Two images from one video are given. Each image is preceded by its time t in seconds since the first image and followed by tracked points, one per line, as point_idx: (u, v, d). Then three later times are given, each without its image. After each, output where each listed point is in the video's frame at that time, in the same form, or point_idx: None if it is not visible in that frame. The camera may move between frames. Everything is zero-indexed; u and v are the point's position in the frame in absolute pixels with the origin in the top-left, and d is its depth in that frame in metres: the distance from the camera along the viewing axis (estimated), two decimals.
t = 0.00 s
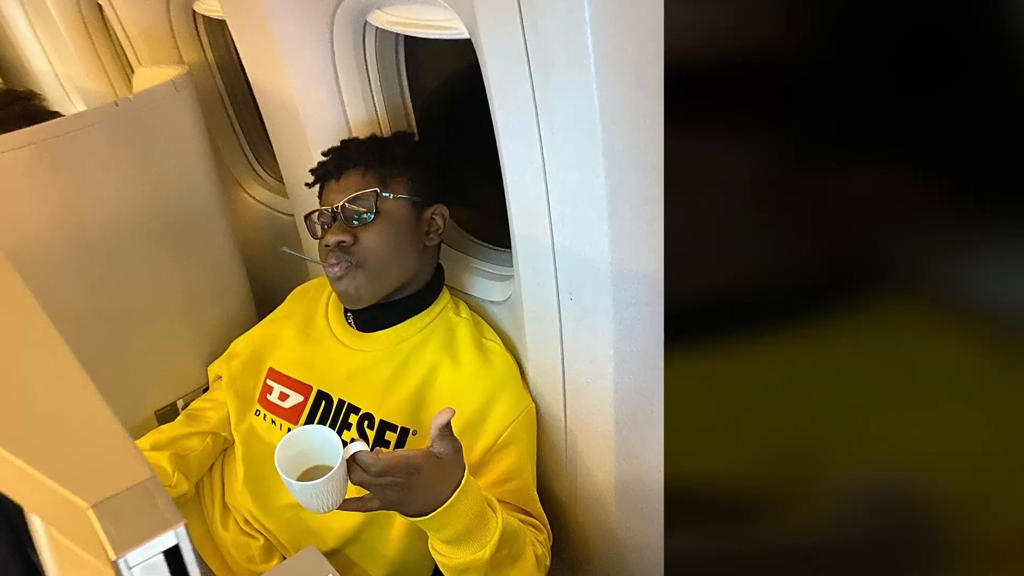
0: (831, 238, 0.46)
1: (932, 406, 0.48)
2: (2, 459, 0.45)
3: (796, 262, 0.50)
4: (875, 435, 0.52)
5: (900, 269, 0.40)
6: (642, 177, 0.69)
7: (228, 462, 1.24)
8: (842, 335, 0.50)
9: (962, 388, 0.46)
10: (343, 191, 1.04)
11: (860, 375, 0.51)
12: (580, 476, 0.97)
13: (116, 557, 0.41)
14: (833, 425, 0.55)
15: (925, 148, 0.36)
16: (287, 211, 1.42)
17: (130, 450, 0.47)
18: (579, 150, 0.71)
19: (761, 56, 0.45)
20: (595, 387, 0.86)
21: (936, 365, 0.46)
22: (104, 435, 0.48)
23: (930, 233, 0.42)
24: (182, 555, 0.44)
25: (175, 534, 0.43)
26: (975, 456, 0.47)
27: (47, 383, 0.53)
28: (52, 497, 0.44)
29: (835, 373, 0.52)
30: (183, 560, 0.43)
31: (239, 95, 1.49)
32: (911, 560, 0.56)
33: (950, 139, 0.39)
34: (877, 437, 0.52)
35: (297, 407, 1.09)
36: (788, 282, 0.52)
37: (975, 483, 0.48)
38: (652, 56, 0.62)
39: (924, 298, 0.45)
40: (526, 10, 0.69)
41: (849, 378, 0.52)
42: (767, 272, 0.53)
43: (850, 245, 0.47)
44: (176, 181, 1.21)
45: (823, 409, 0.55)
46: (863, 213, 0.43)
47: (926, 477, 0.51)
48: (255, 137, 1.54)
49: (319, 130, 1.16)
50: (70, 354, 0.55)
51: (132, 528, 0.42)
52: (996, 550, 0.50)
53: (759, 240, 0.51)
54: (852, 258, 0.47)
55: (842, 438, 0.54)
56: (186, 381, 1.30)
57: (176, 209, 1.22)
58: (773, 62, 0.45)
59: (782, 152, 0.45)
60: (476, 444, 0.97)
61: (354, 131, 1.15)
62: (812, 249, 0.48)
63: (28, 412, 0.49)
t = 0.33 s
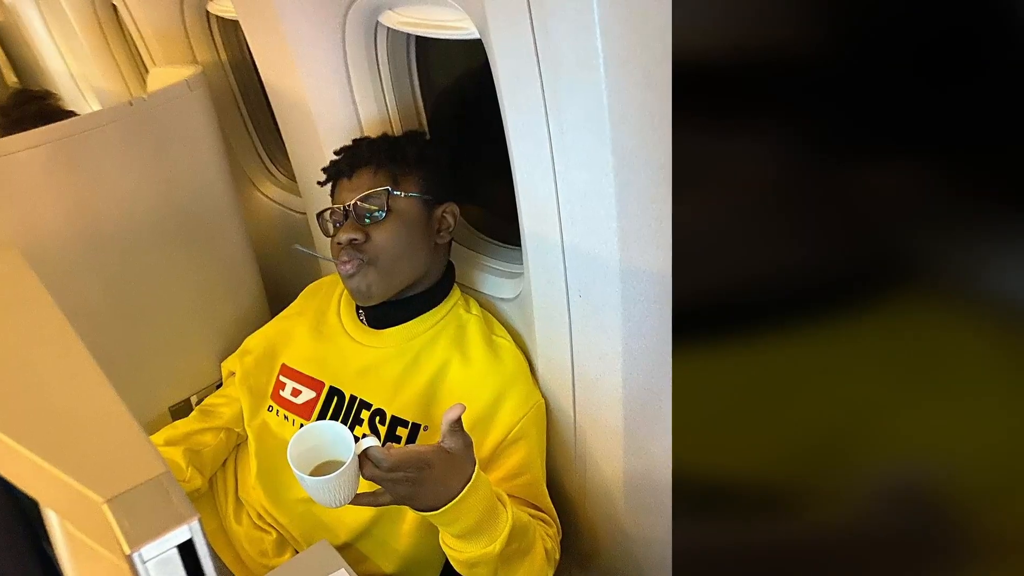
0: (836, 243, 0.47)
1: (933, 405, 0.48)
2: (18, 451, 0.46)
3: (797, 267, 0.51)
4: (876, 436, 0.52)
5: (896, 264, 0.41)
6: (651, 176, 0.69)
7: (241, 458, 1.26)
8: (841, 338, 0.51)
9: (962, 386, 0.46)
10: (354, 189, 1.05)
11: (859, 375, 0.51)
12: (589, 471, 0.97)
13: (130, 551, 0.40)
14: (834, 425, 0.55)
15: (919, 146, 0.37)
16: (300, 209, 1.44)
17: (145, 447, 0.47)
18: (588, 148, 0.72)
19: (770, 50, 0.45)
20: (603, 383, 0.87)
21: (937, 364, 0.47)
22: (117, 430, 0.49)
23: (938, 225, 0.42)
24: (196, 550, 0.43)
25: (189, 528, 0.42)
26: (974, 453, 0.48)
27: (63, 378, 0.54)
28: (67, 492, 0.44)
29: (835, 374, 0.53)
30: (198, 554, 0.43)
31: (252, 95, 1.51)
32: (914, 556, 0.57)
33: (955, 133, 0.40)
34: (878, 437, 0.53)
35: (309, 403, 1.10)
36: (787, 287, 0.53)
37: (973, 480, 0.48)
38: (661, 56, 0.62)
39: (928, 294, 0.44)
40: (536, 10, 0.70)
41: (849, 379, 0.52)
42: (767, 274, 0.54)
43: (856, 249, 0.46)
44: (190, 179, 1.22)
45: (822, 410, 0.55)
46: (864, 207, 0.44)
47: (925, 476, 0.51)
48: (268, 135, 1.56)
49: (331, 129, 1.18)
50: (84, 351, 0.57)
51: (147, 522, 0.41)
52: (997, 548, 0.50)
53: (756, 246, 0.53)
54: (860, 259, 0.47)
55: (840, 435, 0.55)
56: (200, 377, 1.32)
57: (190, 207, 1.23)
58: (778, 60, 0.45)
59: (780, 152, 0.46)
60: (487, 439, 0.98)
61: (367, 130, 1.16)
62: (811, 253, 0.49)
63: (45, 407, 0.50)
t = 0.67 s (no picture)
0: (857, 238, 0.41)
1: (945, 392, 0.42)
2: (34, 449, 0.47)
3: (806, 262, 0.45)
4: (883, 429, 0.46)
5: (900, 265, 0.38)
6: (659, 174, 0.70)
7: (254, 453, 1.27)
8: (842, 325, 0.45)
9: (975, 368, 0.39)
10: (366, 188, 1.06)
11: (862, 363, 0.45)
12: (598, 465, 0.98)
13: (144, 545, 0.41)
14: (839, 418, 0.49)
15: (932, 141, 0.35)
16: (312, 207, 1.45)
17: (161, 442, 0.48)
18: (596, 147, 0.73)
19: (774, 51, 0.41)
20: (612, 378, 0.87)
21: (945, 345, 0.40)
22: (132, 426, 0.50)
23: (958, 218, 0.36)
24: (210, 544, 0.43)
25: (203, 523, 0.43)
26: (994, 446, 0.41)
27: (78, 375, 0.55)
28: (84, 487, 0.45)
29: (838, 363, 0.47)
30: (212, 549, 0.43)
31: (265, 94, 1.52)
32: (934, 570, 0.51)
33: (971, 118, 0.34)
34: (886, 430, 0.46)
35: (321, 399, 1.12)
36: (789, 284, 0.48)
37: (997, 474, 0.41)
38: (669, 56, 0.62)
39: (936, 286, 0.39)
40: (545, 10, 0.71)
41: (853, 368, 0.46)
42: (776, 272, 0.48)
43: (871, 245, 0.41)
44: (204, 177, 1.24)
45: (826, 403, 0.49)
46: (881, 200, 0.39)
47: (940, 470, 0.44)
48: (281, 134, 1.57)
49: (344, 129, 1.19)
50: (98, 349, 0.58)
51: (161, 517, 0.42)
52: None
53: (769, 243, 0.47)
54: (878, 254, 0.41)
55: (852, 429, 0.48)
56: (213, 373, 1.33)
57: (203, 205, 1.25)
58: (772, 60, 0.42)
59: (778, 149, 0.43)
60: (496, 435, 0.99)
61: (378, 130, 1.17)
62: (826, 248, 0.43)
63: (61, 403, 0.51)
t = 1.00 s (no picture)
0: (861, 240, 0.41)
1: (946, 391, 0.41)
2: (50, 443, 0.49)
3: (800, 269, 0.46)
4: (889, 432, 0.45)
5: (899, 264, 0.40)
6: (667, 172, 0.71)
7: (266, 448, 1.29)
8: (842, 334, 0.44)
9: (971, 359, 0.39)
10: (377, 186, 1.07)
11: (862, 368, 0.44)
12: (607, 460, 0.99)
13: (158, 539, 0.42)
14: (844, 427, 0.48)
15: (941, 137, 0.36)
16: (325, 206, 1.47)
17: (173, 436, 0.49)
18: (604, 145, 0.73)
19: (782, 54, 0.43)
20: (620, 374, 0.88)
21: (940, 342, 0.40)
22: (146, 422, 0.50)
23: (963, 211, 0.36)
24: (223, 538, 0.45)
25: (216, 518, 0.44)
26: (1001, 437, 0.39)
27: (96, 370, 0.56)
28: (97, 483, 0.46)
29: (835, 369, 0.46)
30: (224, 542, 0.45)
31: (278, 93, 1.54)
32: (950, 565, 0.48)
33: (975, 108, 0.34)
34: (891, 432, 0.45)
35: (333, 395, 1.13)
36: (793, 285, 0.47)
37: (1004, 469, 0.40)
38: (678, 56, 0.64)
39: (938, 286, 0.38)
40: (554, 10, 0.71)
41: (853, 375, 0.45)
42: (782, 271, 0.47)
43: (879, 248, 0.40)
44: (216, 176, 1.25)
45: (827, 410, 0.48)
46: (886, 199, 0.39)
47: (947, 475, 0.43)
48: (293, 133, 1.59)
49: (355, 128, 1.20)
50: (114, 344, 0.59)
51: (174, 511, 0.43)
52: None
53: (773, 246, 0.47)
54: (891, 265, 0.40)
55: (865, 428, 0.46)
56: (226, 369, 1.35)
57: (217, 204, 1.27)
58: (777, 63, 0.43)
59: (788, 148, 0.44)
60: (506, 431, 1.00)
61: (389, 129, 1.18)
62: (826, 253, 0.44)
63: (73, 400, 0.52)
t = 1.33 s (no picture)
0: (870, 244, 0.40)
1: (940, 400, 0.27)
2: (62, 439, 0.48)
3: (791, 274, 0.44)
4: (870, 451, 0.31)
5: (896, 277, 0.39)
6: (674, 171, 0.71)
7: (279, 444, 1.30)
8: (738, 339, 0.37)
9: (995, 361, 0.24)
10: (388, 185, 1.09)
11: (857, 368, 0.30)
12: (615, 456, 1.00)
13: (173, 534, 0.43)
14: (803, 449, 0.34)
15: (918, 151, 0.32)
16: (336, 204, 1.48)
17: (180, 425, 0.49)
18: (613, 145, 0.74)
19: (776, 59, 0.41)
20: (629, 370, 0.89)
21: (940, 336, 0.26)
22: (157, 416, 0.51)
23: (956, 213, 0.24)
24: (235, 532, 0.46)
25: (229, 513, 0.45)
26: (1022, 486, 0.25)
27: (108, 364, 0.56)
28: (109, 477, 0.46)
29: (831, 370, 0.31)
30: (237, 537, 0.46)
31: (290, 93, 1.56)
32: None
33: None
34: (888, 456, 0.30)
35: (345, 391, 1.15)
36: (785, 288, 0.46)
37: None
38: (684, 55, 0.64)
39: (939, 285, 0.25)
40: (564, 11, 0.72)
41: (842, 375, 0.31)
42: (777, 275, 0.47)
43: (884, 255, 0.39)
44: (228, 175, 1.27)
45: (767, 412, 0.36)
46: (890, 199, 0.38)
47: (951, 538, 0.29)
48: (305, 132, 1.60)
49: (366, 126, 1.21)
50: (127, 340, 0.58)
51: (189, 505, 0.44)
52: None
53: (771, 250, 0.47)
54: (884, 254, 0.26)
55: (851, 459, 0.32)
56: (239, 366, 1.36)
57: (229, 201, 1.28)
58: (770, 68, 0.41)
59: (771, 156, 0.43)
60: (516, 427, 1.01)
61: (400, 128, 1.19)
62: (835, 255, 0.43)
63: (87, 393, 0.52)
